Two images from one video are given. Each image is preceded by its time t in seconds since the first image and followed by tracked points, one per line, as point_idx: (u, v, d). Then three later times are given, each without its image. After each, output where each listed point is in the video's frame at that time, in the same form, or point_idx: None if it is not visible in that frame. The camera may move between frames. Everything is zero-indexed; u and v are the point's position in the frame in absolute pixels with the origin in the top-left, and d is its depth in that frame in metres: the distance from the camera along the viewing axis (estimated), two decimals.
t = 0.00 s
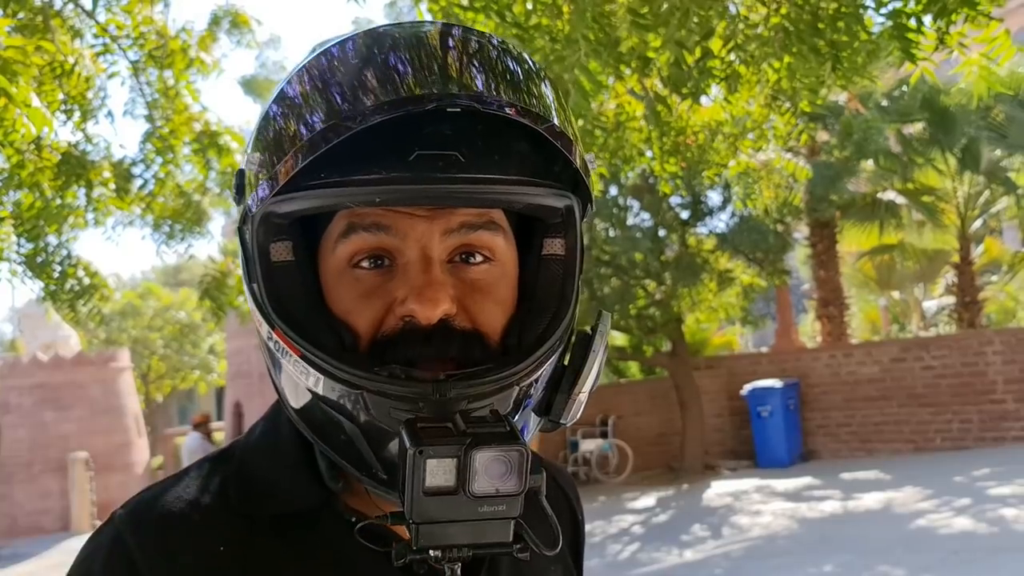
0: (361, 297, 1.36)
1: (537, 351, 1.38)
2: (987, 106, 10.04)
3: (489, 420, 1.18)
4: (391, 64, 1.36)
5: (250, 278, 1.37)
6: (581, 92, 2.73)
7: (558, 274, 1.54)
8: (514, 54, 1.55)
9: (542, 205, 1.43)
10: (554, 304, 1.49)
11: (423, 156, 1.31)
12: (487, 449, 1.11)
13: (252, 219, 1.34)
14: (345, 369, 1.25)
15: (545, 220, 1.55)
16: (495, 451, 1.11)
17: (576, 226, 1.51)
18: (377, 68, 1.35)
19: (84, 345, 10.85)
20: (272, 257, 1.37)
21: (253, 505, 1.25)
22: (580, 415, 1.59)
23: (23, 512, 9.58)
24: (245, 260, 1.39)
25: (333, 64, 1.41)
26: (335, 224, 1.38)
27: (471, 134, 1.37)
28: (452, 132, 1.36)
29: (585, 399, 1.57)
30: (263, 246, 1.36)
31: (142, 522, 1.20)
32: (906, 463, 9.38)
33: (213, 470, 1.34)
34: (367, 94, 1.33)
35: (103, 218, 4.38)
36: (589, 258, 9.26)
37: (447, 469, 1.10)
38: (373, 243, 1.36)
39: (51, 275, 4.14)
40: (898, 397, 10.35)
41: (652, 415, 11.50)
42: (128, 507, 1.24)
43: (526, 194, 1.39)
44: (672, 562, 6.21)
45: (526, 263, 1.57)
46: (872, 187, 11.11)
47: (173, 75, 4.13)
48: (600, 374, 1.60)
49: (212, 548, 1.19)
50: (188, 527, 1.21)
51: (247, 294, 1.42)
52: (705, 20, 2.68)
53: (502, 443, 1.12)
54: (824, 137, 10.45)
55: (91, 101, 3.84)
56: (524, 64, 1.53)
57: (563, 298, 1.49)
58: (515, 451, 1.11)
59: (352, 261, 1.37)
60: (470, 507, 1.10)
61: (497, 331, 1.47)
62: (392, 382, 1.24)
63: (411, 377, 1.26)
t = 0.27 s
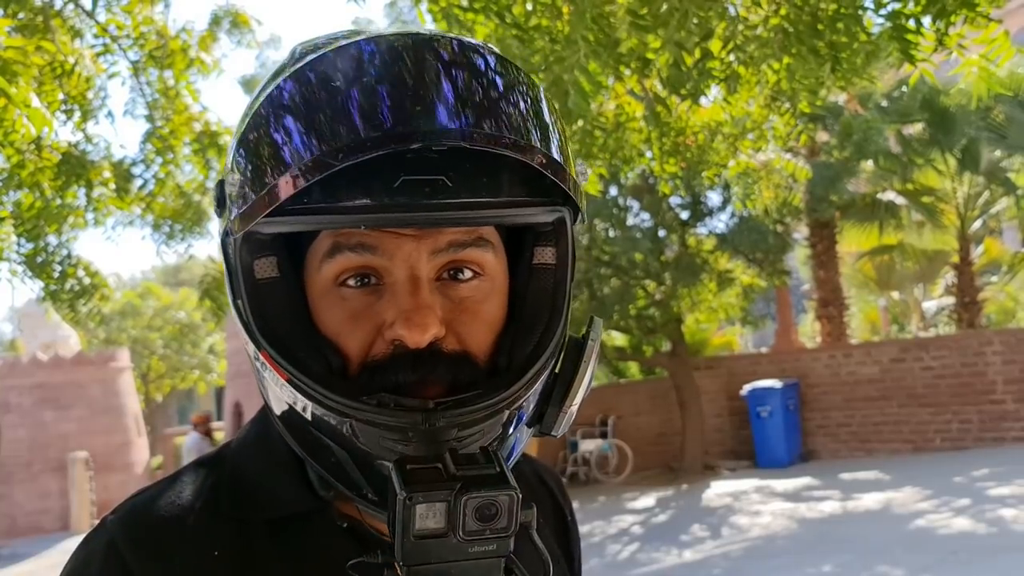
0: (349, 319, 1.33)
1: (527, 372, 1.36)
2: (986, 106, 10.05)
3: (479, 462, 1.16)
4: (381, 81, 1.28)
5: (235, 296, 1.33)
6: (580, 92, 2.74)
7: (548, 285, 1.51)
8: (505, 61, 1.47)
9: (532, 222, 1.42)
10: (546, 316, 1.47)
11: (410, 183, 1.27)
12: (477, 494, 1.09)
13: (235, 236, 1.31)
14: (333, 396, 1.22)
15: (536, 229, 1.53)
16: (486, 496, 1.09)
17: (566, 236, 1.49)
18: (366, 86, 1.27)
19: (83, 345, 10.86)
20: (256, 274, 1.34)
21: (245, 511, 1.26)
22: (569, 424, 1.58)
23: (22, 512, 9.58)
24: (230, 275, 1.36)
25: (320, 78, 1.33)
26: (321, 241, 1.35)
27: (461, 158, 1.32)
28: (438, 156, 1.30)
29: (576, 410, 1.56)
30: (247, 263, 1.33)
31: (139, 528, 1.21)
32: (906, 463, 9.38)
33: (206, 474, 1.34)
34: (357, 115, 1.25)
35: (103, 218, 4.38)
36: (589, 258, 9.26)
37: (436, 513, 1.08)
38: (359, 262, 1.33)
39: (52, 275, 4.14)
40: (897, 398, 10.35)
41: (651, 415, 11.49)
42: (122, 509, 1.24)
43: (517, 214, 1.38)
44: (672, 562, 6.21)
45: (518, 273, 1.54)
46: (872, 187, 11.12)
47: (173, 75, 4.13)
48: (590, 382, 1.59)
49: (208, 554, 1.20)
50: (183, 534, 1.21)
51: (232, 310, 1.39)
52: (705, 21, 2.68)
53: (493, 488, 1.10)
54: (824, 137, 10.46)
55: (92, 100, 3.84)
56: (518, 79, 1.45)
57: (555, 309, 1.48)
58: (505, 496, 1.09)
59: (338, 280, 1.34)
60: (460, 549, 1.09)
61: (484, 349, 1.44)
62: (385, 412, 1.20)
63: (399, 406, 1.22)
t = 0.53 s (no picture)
0: (350, 321, 1.33)
1: (527, 381, 1.37)
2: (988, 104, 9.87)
3: (477, 476, 1.16)
4: (384, 89, 1.27)
5: (235, 294, 1.34)
6: (581, 90, 2.74)
7: (553, 288, 1.52)
8: (512, 65, 1.46)
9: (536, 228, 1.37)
10: (549, 322, 1.47)
11: (414, 189, 1.22)
12: (475, 510, 1.09)
13: (236, 236, 1.31)
14: (331, 401, 1.22)
15: (542, 231, 1.53)
16: (484, 511, 1.09)
17: (573, 240, 1.50)
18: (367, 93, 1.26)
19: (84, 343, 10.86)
20: (256, 273, 1.34)
21: (241, 510, 1.26)
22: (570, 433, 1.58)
23: (23, 510, 9.59)
24: (230, 273, 1.37)
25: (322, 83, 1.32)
26: (323, 241, 1.35)
27: (466, 165, 1.27)
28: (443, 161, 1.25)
29: (580, 415, 1.55)
30: (248, 260, 1.33)
31: (133, 525, 1.22)
32: (906, 462, 9.38)
33: (204, 471, 1.34)
34: (358, 125, 1.24)
35: (104, 216, 4.39)
36: (589, 256, 9.28)
37: (433, 528, 1.08)
38: (360, 264, 1.33)
39: (53, 272, 4.14)
40: (897, 396, 10.36)
41: (652, 414, 11.50)
42: (117, 507, 1.24)
43: (527, 218, 1.33)
44: (672, 560, 6.21)
45: (524, 274, 1.55)
46: (873, 186, 11.12)
47: (175, 73, 4.14)
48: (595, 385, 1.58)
49: (200, 552, 1.21)
50: (177, 528, 1.22)
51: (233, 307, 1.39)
52: (706, 18, 2.69)
53: (491, 503, 1.10)
54: (825, 136, 10.47)
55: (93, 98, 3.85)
56: (522, 83, 1.45)
57: (559, 315, 1.48)
58: (503, 512, 1.10)
59: (340, 281, 1.33)
60: (457, 562, 1.08)
61: (487, 353, 1.44)
62: (383, 419, 1.20)
63: (398, 413, 1.22)
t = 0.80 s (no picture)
0: (345, 312, 1.33)
1: (523, 367, 1.38)
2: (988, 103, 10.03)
3: (480, 456, 1.16)
4: (374, 79, 1.28)
5: (228, 288, 1.33)
6: (582, 89, 2.74)
7: (544, 276, 1.53)
8: (499, 54, 1.47)
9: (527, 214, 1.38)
10: (541, 309, 1.48)
11: (407, 177, 1.25)
12: (480, 491, 1.09)
13: (228, 231, 1.31)
14: (330, 391, 1.23)
15: (533, 219, 1.54)
16: (488, 493, 1.10)
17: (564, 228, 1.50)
18: (360, 83, 1.27)
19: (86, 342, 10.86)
20: (250, 268, 1.34)
21: (234, 507, 1.26)
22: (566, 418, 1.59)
23: (24, 508, 9.60)
24: (222, 269, 1.37)
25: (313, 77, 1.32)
26: (315, 234, 1.35)
27: (457, 152, 1.29)
28: (435, 149, 1.28)
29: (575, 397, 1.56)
30: (241, 255, 1.33)
31: (124, 526, 1.22)
32: (907, 461, 9.38)
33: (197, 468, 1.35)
34: (352, 114, 1.24)
35: (106, 214, 4.39)
36: (590, 255, 9.30)
37: (439, 510, 1.08)
38: (355, 256, 1.33)
39: (55, 271, 4.14)
40: (899, 395, 10.36)
41: (653, 412, 11.50)
42: (109, 508, 1.25)
43: (517, 205, 1.35)
44: (673, 559, 6.21)
45: (514, 264, 1.56)
46: (874, 186, 11.12)
47: (176, 71, 4.15)
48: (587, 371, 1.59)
49: (192, 550, 1.21)
50: (168, 527, 1.23)
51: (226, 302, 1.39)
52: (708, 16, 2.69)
53: (496, 483, 1.10)
54: (826, 135, 10.47)
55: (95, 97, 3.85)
56: (510, 69, 1.44)
57: (551, 302, 1.48)
58: (509, 492, 1.10)
59: (333, 273, 1.34)
60: (463, 544, 1.09)
61: (483, 342, 1.45)
62: (383, 407, 1.21)
63: (399, 400, 1.23)
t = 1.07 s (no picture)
0: (332, 302, 1.33)
1: (510, 349, 1.38)
2: (989, 102, 10.03)
3: (476, 434, 1.17)
4: (356, 70, 1.28)
5: (213, 284, 1.32)
6: (582, 87, 2.74)
7: (525, 261, 1.54)
8: (474, 43, 1.48)
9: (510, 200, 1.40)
10: (524, 294, 1.50)
11: (393, 165, 1.25)
12: (477, 465, 1.10)
13: (212, 227, 1.31)
14: (322, 378, 1.23)
15: (510, 206, 1.55)
16: (486, 466, 1.10)
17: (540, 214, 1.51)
18: (342, 75, 1.27)
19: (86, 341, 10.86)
20: (236, 262, 1.33)
21: (221, 498, 1.27)
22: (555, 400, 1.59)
23: (25, 508, 9.61)
24: (206, 266, 1.35)
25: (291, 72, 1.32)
26: (301, 227, 1.34)
27: (440, 140, 1.30)
28: (418, 137, 1.29)
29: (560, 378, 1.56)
30: (226, 250, 1.32)
31: (113, 512, 1.22)
32: (908, 460, 9.38)
33: (183, 461, 1.35)
34: (339, 106, 1.25)
35: (106, 213, 4.39)
36: (591, 254, 9.32)
37: (438, 486, 1.10)
38: (342, 246, 1.33)
39: (55, 269, 4.14)
40: (900, 394, 10.36)
41: (653, 411, 11.50)
42: (98, 501, 1.25)
43: (499, 191, 1.36)
44: (674, 558, 6.20)
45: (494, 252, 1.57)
46: (875, 185, 11.11)
47: (176, 70, 4.14)
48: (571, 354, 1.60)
49: (181, 536, 1.22)
50: (157, 517, 1.23)
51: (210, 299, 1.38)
52: (708, 14, 2.69)
53: (493, 458, 1.11)
54: (827, 134, 10.47)
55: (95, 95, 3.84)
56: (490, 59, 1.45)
57: (531, 286, 1.49)
58: (505, 466, 1.11)
59: (320, 265, 1.33)
60: (462, 519, 1.10)
61: (470, 328, 1.44)
62: (374, 392, 1.22)
63: (389, 385, 1.24)
